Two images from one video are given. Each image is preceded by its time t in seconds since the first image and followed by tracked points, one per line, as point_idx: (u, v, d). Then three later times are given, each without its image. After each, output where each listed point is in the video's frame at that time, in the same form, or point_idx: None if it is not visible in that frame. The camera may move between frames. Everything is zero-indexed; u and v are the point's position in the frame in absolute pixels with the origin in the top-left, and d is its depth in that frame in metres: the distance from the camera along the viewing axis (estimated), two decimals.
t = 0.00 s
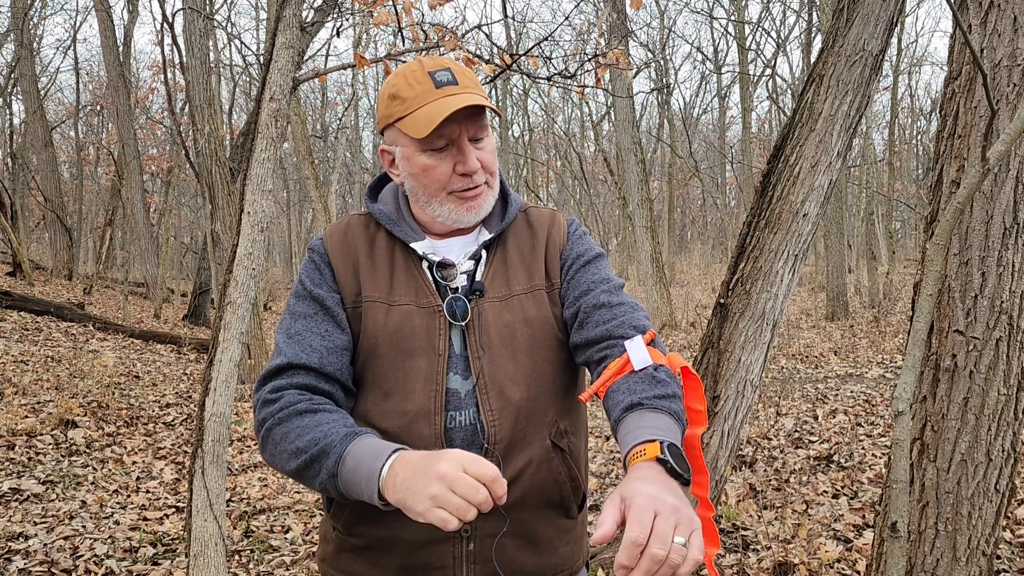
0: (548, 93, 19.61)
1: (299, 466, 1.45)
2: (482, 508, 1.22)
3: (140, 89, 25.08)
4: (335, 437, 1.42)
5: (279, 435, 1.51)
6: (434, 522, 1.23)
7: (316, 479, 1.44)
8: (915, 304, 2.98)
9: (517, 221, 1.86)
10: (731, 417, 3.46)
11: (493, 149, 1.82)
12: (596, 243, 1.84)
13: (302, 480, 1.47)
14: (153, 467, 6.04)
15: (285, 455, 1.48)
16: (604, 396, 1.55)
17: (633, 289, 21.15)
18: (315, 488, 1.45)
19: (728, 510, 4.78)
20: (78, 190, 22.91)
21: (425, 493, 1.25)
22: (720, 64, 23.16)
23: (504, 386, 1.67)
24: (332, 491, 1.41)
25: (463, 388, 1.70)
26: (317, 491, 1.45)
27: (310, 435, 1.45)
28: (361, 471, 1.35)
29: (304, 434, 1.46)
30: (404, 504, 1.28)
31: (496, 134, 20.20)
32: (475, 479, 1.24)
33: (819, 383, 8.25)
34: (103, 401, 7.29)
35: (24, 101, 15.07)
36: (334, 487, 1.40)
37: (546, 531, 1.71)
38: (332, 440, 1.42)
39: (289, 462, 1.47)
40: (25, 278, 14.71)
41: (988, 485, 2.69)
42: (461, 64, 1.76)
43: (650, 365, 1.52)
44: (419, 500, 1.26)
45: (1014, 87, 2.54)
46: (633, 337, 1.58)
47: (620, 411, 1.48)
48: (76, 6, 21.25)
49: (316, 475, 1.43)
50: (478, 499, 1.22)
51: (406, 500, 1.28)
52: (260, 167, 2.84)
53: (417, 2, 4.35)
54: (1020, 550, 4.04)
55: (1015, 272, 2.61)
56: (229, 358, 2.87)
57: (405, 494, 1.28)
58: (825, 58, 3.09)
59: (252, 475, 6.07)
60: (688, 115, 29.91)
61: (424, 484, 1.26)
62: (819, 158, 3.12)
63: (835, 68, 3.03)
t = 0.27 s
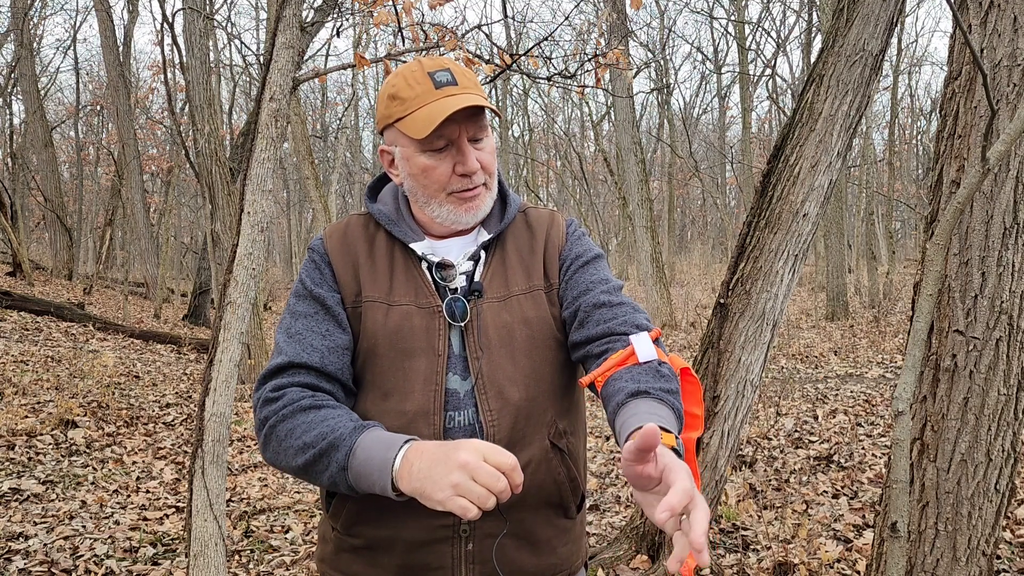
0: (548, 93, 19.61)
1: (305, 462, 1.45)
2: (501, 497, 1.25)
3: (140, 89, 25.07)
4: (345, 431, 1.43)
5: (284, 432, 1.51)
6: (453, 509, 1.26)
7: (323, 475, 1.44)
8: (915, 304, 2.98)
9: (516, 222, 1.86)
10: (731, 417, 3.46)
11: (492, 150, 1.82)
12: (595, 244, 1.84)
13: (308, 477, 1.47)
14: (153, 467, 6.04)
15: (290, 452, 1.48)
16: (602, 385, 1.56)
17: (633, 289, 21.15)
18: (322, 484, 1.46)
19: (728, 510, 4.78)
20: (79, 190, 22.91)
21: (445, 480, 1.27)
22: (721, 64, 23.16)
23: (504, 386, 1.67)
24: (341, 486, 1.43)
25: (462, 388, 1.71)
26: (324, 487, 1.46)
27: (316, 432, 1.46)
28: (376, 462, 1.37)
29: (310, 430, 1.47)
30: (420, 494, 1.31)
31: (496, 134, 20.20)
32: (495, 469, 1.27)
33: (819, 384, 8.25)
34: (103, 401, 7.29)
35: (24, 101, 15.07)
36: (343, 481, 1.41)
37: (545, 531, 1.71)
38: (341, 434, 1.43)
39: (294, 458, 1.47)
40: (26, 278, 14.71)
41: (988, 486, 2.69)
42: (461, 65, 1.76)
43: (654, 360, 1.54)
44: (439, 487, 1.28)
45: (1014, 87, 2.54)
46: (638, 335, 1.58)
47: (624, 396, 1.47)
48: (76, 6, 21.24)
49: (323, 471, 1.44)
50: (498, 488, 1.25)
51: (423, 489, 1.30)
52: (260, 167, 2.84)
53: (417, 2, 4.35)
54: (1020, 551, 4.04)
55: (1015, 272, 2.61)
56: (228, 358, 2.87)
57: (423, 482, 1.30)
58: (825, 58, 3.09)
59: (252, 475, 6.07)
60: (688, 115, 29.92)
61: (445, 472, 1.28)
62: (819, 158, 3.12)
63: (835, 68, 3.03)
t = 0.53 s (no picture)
0: (548, 93, 19.61)
1: (305, 463, 1.46)
2: (500, 509, 1.25)
3: (140, 89, 25.05)
4: (346, 432, 1.44)
5: (284, 433, 1.51)
6: (451, 519, 1.26)
7: (323, 476, 1.44)
8: (915, 304, 2.98)
9: (514, 221, 1.86)
10: (731, 416, 3.46)
11: (489, 149, 1.82)
12: (593, 245, 1.84)
13: (309, 477, 1.47)
14: (153, 467, 6.04)
15: (290, 452, 1.48)
16: (600, 384, 1.56)
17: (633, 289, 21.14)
18: (322, 484, 1.46)
19: (728, 510, 4.78)
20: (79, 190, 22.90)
21: (446, 491, 1.27)
22: (721, 64, 23.16)
23: (502, 385, 1.67)
24: (341, 487, 1.42)
25: (460, 388, 1.71)
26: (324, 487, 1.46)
27: (316, 433, 1.46)
28: (376, 465, 1.37)
29: (310, 432, 1.47)
30: (420, 502, 1.31)
31: (496, 134, 20.19)
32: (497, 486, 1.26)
33: (819, 384, 8.25)
34: (103, 401, 7.29)
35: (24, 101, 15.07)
36: (342, 483, 1.41)
37: (543, 531, 1.71)
38: (342, 437, 1.43)
39: (294, 458, 1.48)
40: (25, 278, 14.71)
41: (988, 486, 2.69)
42: (457, 64, 1.76)
43: (655, 360, 1.55)
44: (439, 498, 1.28)
45: (1014, 87, 2.54)
46: (638, 336, 1.58)
47: (624, 395, 1.47)
48: (76, 6, 21.24)
49: (323, 471, 1.44)
50: (498, 501, 1.25)
51: (425, 496, 1.30)
52: (259, 166, 2.84)
53: (417, 2, 4.35)
54: (1020, 551, 4.04)
55: (1015, 272, 2.61)
56: (228, 358, 2.87)
57: (425, 491, 1.30)
58: (825, 58, 3.09)
59: (252, 475, 6.07)
60: (688, 115, 29.92)
61: (447, 481, 1.28)
62: (819, 158, 3.12)
63: (835, 68, 3.03)
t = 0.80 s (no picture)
0: (548, 93, 19.61)
1: (303, 459, 1.46)
2: (497, 492, 1.26)
3: (140, 89, 25.05)
4: (344, 427, 1.44)
5: (282, 429, 1.51)
6: (449, 505, 1.26)
7: (322, 472, 1.45)
8: (915, 304, 2.98)
9: (513, 220, 1.86)
10: (731, 417, 3.45)
11: (487, 149, 1.82)
12: (592, 244, 1.84)
13: (308, 473, 1.47)
14: (153, 467, 6.04)
15: (289, 449, 1.48)
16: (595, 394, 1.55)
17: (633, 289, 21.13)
18: (321, 480, 1.46)
19: (728, 510, 4.78)
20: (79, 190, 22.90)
21: (441, 478, 1.28)
22: (721, 64, 23.18)
23: (501, 383, 1.67)
24: (340, 483, 1.42)
25: (459, 385, 1.71)
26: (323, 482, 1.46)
27: (314, 428, 1.46)
28: (375, 457, 1.37)
29: (308, 427, 1.47)
30: (418, 492, 1.31)
31: (496, 134, 20.19)
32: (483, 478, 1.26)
33: (819, 384, 8.25)
34: (102, 401, 7.29)
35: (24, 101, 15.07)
36: (341, 478, 1.41)
37: (542, 529, 1.71)
38: (340, 432, 1.43)
39: (293, 455, 1.47)
40: (26, 278, 14.70)
41: (988, 486, 2.69)
42: (455, 64, 1.76)
43: (641, 366, 1.52)
44: (435, 485, 1.28)
45: (1014, 87, 2.54)
46: (625, 339, 1.56)
47: (611, 411, 1.47)
48: (76, 6, 21.23)
49: (322, 467, 1.44)
50: (493, 484, 1.26)
51: (421, 488, 1.30)
52: (259, 167, 2.84)
53: (417, 3, 4.35)
54: (1020, 551, 4.04)
55: (1015, 272, 2.61)
56: (228, 358, 2.87)
57: (421, 478, 1.30)
58: (825, 58, 3.09)
59: (252, 475, 6.07)
60: (688, 115, 29.92)
61: (443, 467, 1.28)
62: (819, 158, 3.12)
63: (835, 68, 3.03)
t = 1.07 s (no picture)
0: (548, 93, 19.62)
1: (302, 456, 1.46)
2: (497, 487, 1.26)
3: (140, 89, 25.05)
4: (342, 423, 1.44)
5: (281, 426, 1.50)
6: (448, 499, 1.26)
7: (321, 468, 1.45)
8: (915, 304, 2.98)
9: (512, 219, 1.86)
10: (731, 417, 3.45)
11: (484, 147, 1.82)
12: (591, 243, 1.84)
13: (307, 470, 1.47)
14: (153, 467, 6.04)
15: (288, 446, 1.48)
16: (594, 396, 1.55)
17: (633, 289, 21.13)
18: (320, 477, 1.46)
19: (728, 510, 4.78)
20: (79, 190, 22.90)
21: (440, 473, 1.27)
22: (721, 64, 23.19)
23: (500, 381, 1.67)
24: (339, 479, 1.42)
25: (459, 383, 1.71)
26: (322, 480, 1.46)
27: (313, 425, 1.46)
28: (373, 453, 1.37)
29: (307, 424, 1.47)
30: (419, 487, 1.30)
31: (496, 134, 20.20)
32: (481, 476, 1.26)
33: (819, 384, 8.25)
34: (102, 401, 7.29)
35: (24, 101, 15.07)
36: (340, 473, 1.41)
37: (542, 527, 1.71)
38: (340, 428, 1.43)
39: (292, 451, 1.47)
40: (26, 278, 14.70)
41: (988, 485, 2.69)
42: (452, 63, 1.75)
43: (637, 367, 1.51)
44: (435, 480, 1.27)
45: (1015, 87, 2.54)
46: (621, 340, 1.56)
47: (608, 414, 1.47)
48: (76, 6, 21.24)
49: (320, 464, 1.44)
50: (493, 478, 1.25)
51: (422, 484, 1.30)
52: (259, 167, 2.84)
53: (417, 3, 4.35)
54: (1020, 550, 4.04)
55: (1015, 271, 2.61)
56: (228, 358, 2.87)
57: (422, 473, 1.29)
58: (825, 58, 3.09)
59: (252, 475, 6.07)
60: (688, 115, 29.92)
61: (442, 461, 1.28)
62: (819, 158, 3.12)
63: (835, 68, 3.03)
